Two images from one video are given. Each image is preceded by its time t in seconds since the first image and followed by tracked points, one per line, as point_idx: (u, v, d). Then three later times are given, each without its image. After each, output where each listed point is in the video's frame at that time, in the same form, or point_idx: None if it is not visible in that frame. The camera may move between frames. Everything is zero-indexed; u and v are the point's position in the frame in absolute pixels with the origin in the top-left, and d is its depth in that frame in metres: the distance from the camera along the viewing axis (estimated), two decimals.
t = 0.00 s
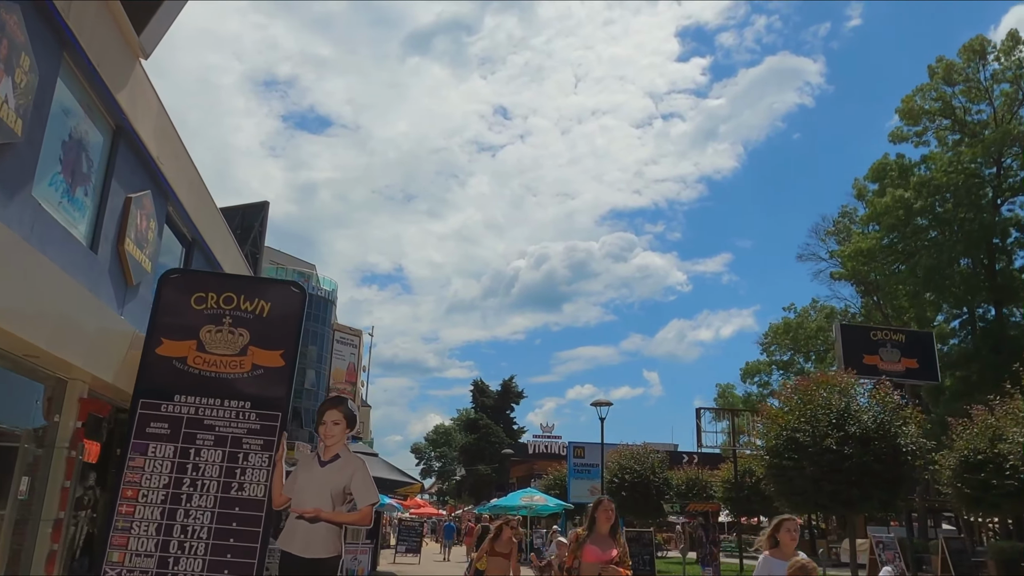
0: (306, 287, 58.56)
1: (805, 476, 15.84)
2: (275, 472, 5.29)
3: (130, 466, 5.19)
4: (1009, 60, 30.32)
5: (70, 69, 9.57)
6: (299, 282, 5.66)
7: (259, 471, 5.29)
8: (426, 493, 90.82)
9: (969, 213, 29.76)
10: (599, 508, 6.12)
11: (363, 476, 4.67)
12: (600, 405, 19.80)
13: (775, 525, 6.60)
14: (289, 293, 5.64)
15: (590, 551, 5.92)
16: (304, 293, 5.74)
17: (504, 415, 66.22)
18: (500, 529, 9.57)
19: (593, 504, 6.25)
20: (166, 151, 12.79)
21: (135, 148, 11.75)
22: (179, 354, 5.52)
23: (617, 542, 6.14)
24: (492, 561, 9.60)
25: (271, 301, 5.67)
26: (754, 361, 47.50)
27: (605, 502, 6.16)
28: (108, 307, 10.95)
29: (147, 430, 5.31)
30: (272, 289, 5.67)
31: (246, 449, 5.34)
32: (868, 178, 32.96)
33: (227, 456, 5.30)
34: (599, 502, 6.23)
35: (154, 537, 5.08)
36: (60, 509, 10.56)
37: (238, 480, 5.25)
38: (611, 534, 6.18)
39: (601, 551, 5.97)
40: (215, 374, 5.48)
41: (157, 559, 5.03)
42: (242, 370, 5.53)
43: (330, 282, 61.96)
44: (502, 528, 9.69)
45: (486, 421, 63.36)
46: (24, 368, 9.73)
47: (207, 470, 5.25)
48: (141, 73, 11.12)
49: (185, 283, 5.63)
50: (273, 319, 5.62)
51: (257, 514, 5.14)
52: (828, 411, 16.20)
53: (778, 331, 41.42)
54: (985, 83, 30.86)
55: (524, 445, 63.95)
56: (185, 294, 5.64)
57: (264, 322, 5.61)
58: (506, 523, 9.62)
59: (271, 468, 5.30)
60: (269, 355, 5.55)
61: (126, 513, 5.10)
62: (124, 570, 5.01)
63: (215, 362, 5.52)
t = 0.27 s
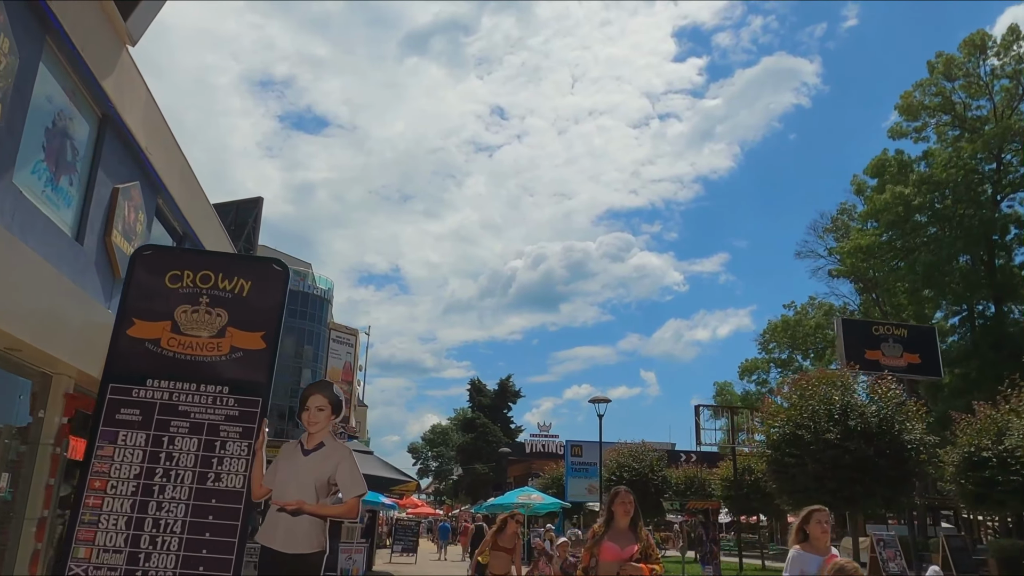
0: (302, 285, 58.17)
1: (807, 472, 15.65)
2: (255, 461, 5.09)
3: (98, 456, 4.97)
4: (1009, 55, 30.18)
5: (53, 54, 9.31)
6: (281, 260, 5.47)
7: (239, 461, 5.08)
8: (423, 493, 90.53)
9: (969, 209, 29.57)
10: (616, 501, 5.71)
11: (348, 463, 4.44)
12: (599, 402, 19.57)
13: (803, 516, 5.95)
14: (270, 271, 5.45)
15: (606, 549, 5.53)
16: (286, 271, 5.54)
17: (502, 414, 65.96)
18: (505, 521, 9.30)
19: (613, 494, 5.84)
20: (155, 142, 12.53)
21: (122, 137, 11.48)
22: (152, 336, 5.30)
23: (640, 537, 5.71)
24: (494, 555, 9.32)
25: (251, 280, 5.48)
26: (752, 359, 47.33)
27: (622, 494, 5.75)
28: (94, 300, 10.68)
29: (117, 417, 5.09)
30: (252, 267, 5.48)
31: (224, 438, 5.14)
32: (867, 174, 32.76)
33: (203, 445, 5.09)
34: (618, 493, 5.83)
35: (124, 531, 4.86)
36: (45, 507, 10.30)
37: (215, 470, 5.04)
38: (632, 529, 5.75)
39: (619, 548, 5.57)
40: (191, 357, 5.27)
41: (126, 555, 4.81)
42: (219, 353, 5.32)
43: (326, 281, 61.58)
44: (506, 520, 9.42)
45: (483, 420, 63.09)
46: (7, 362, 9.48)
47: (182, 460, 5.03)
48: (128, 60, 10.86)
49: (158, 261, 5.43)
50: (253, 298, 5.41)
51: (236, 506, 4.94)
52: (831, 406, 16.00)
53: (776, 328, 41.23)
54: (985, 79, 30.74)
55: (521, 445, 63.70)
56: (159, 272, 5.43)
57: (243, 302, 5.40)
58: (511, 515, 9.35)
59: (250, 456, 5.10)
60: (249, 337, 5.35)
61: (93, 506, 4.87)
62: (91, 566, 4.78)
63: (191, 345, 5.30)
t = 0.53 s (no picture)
0: (299, 284, 57.83)
1: (810, 472, 15.39)
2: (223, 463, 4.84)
3: (52, 457, 4.70)
4: (1010, 51, 30.00)
5: (32, 40, 9.01)
6: (255, 244, 5.25)
7: (205, 461, 4.82)
8: (421, 493, 90.16)
9: (970, 206, 29.35)
10: (633, 507, 5.05)
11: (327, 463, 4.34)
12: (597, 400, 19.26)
13: (841, 518, 5.47)
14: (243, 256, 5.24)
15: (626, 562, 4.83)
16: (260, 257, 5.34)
17: (500, 413, 65.66)
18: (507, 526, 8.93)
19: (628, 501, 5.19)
20: (142, 134, 12.21)
21: (107, 129, 11.17)
22: (113, 326, 5.05)
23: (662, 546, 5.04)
24: (495, 563, 8.93)
25: (223, 265, 5.26)
26: (752, 357, 47.10)
27: (639, 499, 5.09)
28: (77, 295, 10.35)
29: (74, 414, 4.83)
30: (223, 251, 5.25)
31: (190, 437, 4.88)
32: (868, 170, 32.54)
33: (167, 445, 4.84)
34: (634, 499, 5.18)
35: (78, 539, 4.58)
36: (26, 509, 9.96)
37: (179, 471, 4.78)
38: (653, 538, 5.09)
39: (642, 561, 4.87)
40: (158, 349, 5.03)
41: (81, 565, 4.53)
42: (187, 344, 5.09)
43: (323, 280, 61.25)
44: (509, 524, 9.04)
45: (481, 419, 62.80)
46: None
47: (143, 461, 4.77)
48: (113, 49, 10.57)
49: (120, 244, 5.17)
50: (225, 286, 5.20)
51: (202, 511, 4.66)
52: (835, 403, 15.71)
53: (776, 327, 40.95)
54: (986, 74, 30.63)
55: (519, 444, 63.41)
56: (121, 257, 5.18)
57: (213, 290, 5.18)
58: (513, 519, 8.98)
59: (218, 457, 4.85)
60: (219, 327, 5.13)
61: (46, 511, 4.60)
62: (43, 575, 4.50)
63: (158, 337, 5.07)
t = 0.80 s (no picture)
0: (297, 285, 57.54)
1: (817, 470, 15.13)
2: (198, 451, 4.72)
3: (13, 445, 4.56)
4: (1013, 47, 29.72)
5: (16, 24, 8.75)
6: (234, 217, 5.08)
7: (178, 452, 4.71)
8: (420, 494, 89.86)
9: (973, 202, 29.16)
10: (663, 496, 4.36)
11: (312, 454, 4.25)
12: (599, 399, 19.00)
13: (901, 518, 4.88)
14: (221, 230, 5.06)
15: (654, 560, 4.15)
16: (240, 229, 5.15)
17: (500, 413, 65.40)
18: (511, 522, 8.54)
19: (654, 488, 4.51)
20: (134, 125, 11.95)
21: (97, 119, 10.90)
22: (78, 305, 4.87)
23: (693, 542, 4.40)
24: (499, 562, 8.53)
25: (199, 238, 5.07)
26: (752, 356, 46.88)
27: (671, 487, 4.40)
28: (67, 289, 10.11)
29: (36, 401, 4.69)
30: (199, 224, 5.06)
31: (162, 425, 4.76)
32: (870, 168, 32.31)
33: (137, 433, 4.72)
34: (663, 487, 4.49)
35: (40, 533, 4.48)
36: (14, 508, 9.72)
37: (150, 462, 4.66)
38: (682, 533, 4.43)
39: (675, 559, 4.19)
40: (129, 329, 4.87)
41: (42, 561, 4.43)
42: (160, 323, 4.92)
43: (321, 280, 60.96)
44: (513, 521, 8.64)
45: (480, 420, 62.53)
46: None
47: (111, 451, 4.65)
48: (101, 36, 10.30)
49: (88, 216, 4.98)
50: (202, 260, 5.03)
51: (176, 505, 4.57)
52: (841, 400, 15.47)
53: (777, 325, 40.71)
54: (989, 70, 30.52)
55: (519, 445, 63.13)
56: (90, 229, 4.99)
57: (187, 266, 5.01)
58: (517, 515, 8.59)
59: (192, 446, 4.73)
60: (194, 306, 4.97)
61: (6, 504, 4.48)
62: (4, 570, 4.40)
63: (130, 315, 4.90)
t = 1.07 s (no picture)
0: (296, 283, 57.26)
1: (827, 468, 14.86)
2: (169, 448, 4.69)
3: None
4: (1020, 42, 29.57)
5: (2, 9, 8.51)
6: (212, 191, 5.09)
7: (148, 449, 4.67)
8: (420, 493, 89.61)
9: (980, 198, 28.89)
10: (728, 501, 4.23)
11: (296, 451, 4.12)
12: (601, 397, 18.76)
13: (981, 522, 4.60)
14: (197, 204, 5.06)
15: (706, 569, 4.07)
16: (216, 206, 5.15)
17: (500, 412, 65.20)
18: (522, 525, 8.06)
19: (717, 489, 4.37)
20: (127, 116, 11.69)
21: (88, 109, 10.64)
22: (43, 287, 4.80)
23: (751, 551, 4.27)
24: (509, 567, 8.08)
25: (173, 215, 5.04)
26: (754, 354, 46.65)
27: (737, 493, 4.26)
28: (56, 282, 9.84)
29: None
30: (172, 200, 5.04)
31: (132, 420, 4.72)
32: (875, 164, 32.07)
33: (105, 428, 4.68)
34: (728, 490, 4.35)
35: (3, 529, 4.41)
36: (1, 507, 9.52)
37: (119, 459, 4.62)
38: (741, 540, 4.30)
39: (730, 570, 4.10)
40: (96, 313, 4.82)
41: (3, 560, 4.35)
42: (130, 306, 4.88)
43: (321, 278, 60.71)
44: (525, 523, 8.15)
45: (481, 418, 62.34)
46: None
47: (75, 449, 4.59)
48: (92, 23, 10.04)
49: (55, 191, 4.92)
50: (175, 237, 5.00)
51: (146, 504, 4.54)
52: (849, 398, 15.22)
53: (780, 323, 40.40)
54: (995, 66, 30.41)
55: (520, 444, 62.92)
56: (54, 204, 4.92)
57: (159, 243, 4.97)
58: (529, 517, 8.11)
59: (164, 442, 4.70)
60: (165, 287, 4.92)
61: None
62: None
63: (98, 298, 4.85)
